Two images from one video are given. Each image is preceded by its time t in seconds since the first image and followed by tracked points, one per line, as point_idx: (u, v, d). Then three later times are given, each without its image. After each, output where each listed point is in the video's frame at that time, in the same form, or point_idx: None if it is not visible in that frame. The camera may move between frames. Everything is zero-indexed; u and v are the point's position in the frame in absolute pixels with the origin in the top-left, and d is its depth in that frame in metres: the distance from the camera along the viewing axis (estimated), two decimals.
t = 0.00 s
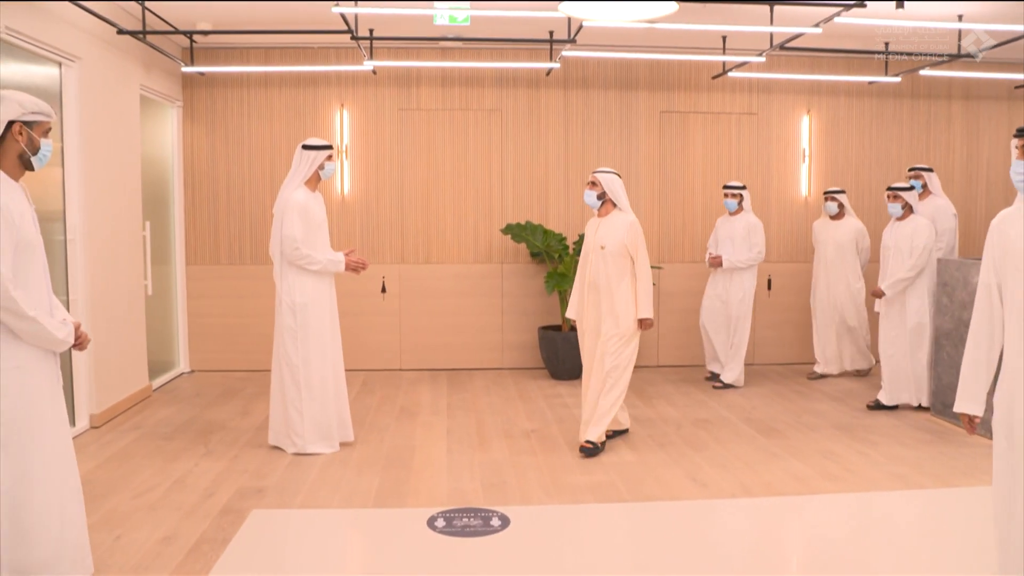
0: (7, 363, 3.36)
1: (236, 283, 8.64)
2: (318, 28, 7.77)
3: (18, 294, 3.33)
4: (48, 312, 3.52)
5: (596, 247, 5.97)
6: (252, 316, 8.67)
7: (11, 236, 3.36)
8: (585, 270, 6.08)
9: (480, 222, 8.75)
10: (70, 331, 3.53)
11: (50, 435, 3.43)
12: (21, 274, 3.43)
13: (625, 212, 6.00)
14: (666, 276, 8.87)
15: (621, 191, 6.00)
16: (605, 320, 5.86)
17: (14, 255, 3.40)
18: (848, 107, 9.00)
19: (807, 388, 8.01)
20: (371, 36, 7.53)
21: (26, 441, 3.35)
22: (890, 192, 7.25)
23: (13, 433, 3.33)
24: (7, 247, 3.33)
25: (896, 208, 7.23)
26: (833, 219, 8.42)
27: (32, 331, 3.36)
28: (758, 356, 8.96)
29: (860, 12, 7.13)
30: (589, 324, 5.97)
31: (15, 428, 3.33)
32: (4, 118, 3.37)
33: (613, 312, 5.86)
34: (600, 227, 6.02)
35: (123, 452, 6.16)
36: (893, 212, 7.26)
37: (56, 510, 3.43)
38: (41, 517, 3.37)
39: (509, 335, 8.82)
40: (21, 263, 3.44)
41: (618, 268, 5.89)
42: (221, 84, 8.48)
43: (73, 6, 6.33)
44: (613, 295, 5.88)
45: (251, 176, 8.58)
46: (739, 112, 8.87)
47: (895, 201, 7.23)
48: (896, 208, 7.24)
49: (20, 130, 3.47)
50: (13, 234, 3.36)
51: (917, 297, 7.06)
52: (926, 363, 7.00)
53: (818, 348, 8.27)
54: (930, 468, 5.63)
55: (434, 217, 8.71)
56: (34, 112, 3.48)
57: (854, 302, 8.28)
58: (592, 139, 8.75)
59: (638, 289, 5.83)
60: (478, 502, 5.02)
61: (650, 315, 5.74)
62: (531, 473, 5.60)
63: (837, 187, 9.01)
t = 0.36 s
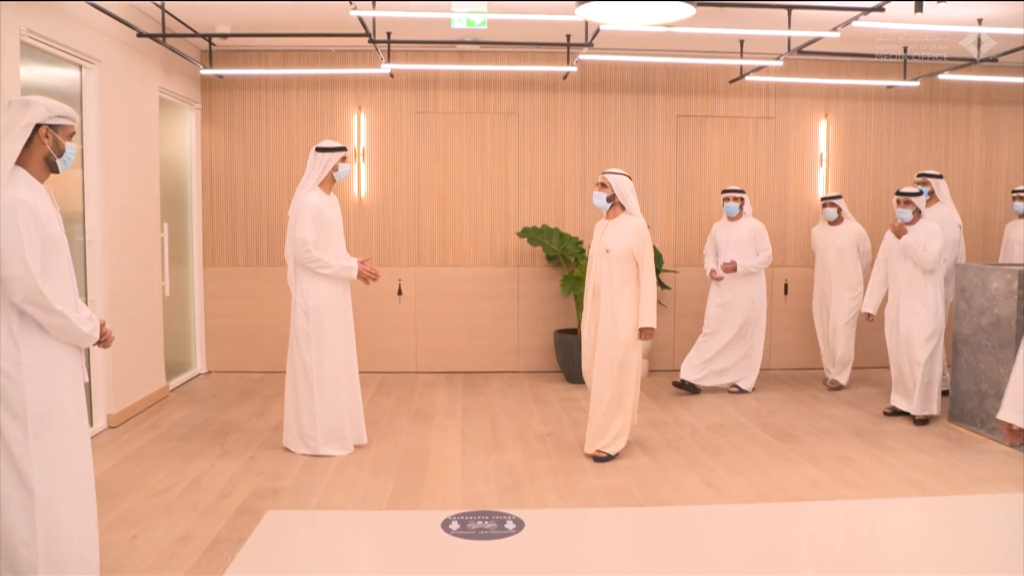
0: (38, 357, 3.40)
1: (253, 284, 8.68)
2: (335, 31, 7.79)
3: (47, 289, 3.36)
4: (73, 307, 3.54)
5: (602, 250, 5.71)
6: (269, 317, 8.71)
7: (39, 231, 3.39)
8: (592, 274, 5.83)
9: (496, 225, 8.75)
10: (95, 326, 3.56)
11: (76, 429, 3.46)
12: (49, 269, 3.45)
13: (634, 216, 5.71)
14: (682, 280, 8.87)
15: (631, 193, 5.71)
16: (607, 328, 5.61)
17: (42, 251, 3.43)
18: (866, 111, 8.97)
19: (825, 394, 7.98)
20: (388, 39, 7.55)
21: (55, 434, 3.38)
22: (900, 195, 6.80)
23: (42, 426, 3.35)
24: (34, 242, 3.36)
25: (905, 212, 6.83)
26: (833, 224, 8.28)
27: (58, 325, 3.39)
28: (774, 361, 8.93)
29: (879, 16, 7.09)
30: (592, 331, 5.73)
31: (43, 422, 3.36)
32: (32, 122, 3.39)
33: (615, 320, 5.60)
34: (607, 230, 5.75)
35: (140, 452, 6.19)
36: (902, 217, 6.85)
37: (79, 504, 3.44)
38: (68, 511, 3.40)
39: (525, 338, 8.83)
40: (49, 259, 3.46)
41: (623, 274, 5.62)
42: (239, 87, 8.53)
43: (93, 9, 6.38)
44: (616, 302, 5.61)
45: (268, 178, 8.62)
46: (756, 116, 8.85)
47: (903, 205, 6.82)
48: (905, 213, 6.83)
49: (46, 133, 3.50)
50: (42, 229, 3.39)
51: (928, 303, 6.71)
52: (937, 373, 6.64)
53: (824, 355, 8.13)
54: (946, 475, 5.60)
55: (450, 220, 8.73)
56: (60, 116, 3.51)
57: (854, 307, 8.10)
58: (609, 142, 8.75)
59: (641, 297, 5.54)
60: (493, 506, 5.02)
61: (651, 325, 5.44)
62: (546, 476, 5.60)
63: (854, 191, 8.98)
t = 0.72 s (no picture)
0: (56, 353, 3.43)
1: (270, 286, 8.72)
2: (353, 34, 7.82)
3: (65, 286, 3.40)
4: (91, 308, 3.57)
5: (612, 254, 5.59)
6: (286, 319, 8.75)
7: (60, 230, 3.43)
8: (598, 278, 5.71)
9: (513, 228, 8.75)
10: (111, 327, 3.58)
11: (93, 426, 3.49)
12: (69, 268, 3.48)
13: (645, 222, 5.60)
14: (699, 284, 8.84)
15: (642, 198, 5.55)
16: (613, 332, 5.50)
17: (62, 250, 3.46)
18: (884, 115, 8.92)
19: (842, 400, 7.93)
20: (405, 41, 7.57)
21: (70, 431, 3.41)
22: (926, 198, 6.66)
23: (56, 423, 3.39)
24: (54, 241, 3.39)
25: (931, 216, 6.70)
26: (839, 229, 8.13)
27: (74, 323, 3.41)
28: (791, 366, 8.89)
29: (897, 19, 7.05)
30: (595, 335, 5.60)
31: (58, 418, 3.39)
32: (59, 127, 3.42)
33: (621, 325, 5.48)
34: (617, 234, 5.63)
35: (156, 453, 6.22)
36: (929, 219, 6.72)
37: (97, 503, 3.47)
38: (86, 508, 3.43)
39: (541, 342, 8.82)
40: (69, 259, 3.49)
41: (633, 280, 5.52)
42: (257, 89, 8.58)
43: (114, 13, 6.43)
44: (623, 307, 5.50)
45: (285, 180, 8.66)
46: (774, 120, 8.82)
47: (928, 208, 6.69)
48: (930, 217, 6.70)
49: (71, 139, 3.52)
50: (62, 229, 3.43)
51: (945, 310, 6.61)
52: (951, 384, 6.57)
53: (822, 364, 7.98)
54: (964, 482, 5.55)
55: (466, 223, 8.74)
56: (85, 122, 3.54)
57: (857, 316, 7.98)
58: (625, 146, 8.74)
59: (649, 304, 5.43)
60: (507, 509, 5.01)
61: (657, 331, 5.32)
62: (560, 480, 5.59)
63: (873, 196, 8.93)
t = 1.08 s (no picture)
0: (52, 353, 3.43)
1: (277, 289, 8.74)
2: (362, 38, 7.84)
3: (59, 284, 3.39)
4: (92, 309, 3.58)
5: (607, 257, 5.25)
6: (294, 322, 8.76)
7: (60, 230, 3.42)
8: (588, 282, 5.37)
9: (521, 231, 8.76)
10: (109, 329, 3.58)
11: (89, 425, 3.49)
12: (67, 268, 3.49)
13: (638, 222, 5.32)
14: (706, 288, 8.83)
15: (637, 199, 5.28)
16: (619, 341, 5.15)
17: (62, 250, 3.46)
18: (893, 118, 8.90)
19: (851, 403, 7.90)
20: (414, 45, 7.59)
21: (64, 429, 3.40)
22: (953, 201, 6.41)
23: (53, 422, 3.39)
24: (53, 240, 3.39)
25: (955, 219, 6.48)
26: (833, 229, 8.10)
27: (70, 323, 3.42)
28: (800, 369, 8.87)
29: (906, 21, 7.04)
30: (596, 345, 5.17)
31: (54, 417, 3.40)
32: (67, 131, 3.43)
33: (626, 334, 5.17)
34: (610, 236, 5.29)
35: (164, 455, 6.23)
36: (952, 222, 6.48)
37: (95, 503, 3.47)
38: (85, 507, 3.43)
39: (548, 345, 8.82)
40: (68, 259, 3.50)
41: (634, 285, 5.23)
42: (266, 93, 8.61)
43: (122, 17, 6.43)
44: (627, 314, 5.19)
45: (294, 183, 8.68)
46: (782, 123, 8.81)
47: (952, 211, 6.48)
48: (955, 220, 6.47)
49: (82, 143, 3.53)
50: (63, 229, 3.43)
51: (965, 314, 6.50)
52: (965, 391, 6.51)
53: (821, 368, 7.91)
54: (973, 486, 5.53)
55: (474, 226, 8.74)
56: (95, 126, 3.53)
57: (854, 318, 7.97)
58: (633, 149, 8.74)
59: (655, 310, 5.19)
60: (514, 512, 5.01)
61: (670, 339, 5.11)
62: (568, 483, 5.58)
63: (881, 199, 8.91)
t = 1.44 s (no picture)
0: (56, 358, 3.43)
1: (282, 290, 8.75)
2: (366, 40, 7.85)
3: (67, 290, 3.39)
4: (98, 314, 3.58)
5: (605, 259, 5.22)
6: (298, 323, 8.77)
7: (65, 235, 3.43)
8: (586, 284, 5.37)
9: (525, 232, 8.76)
10: (118, 333, 3.58)
11: (93, 431, 3.48)
12: (72, 273, 3.49)
13: (638, 221, 5.24)
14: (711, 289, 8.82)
15: (635, 199, 5.22)
16: (616, 344, 5.13)
17: (66, 255, 3.47)
18: (898, 119, 8.88)
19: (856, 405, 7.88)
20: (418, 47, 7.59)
21: (70, 436, 3.41)
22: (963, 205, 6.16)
23: (56, 428, 3.39)
24: (58, 245, 3.39)
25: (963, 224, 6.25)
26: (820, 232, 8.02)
27: (77, 328, 3.42)
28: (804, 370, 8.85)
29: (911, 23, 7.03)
30: (593, 347, 5.22)
31: (59, 424, 3.40)
32: (58, 132, 3.42)
33: (624, 336, 5.13)
34: (608, 237, 5.26)
35: (168, 457, 6.23)
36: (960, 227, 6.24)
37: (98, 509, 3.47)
38: (86, 513, 3.43)
39: (553, 347, 8.81)
40: (74, 264, 3.50)
41: (633, 285, 5.16)
42: (270, 94, 8.61)
43: (126, 19, 6.44)
44: (624, 316, 5.14)
45: (298, 185, 8.69)
46: (786, 124, 8.80)
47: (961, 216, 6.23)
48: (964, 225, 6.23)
49: (74, 142, 3.53)
50: (66, 233, 3.43)
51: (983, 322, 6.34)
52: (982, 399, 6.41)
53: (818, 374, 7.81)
54: (979, 488, 5.50)
55: (478, 227, 8.74)
56: (86, 122, 3.53)
57: (846, 318, 7.94)
58: (637, 150, 8.73)
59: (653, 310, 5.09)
60: (517, 514, 4.99)
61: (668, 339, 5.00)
62: (571, 485, 5.57)
63: (886, 200, 8.89)
